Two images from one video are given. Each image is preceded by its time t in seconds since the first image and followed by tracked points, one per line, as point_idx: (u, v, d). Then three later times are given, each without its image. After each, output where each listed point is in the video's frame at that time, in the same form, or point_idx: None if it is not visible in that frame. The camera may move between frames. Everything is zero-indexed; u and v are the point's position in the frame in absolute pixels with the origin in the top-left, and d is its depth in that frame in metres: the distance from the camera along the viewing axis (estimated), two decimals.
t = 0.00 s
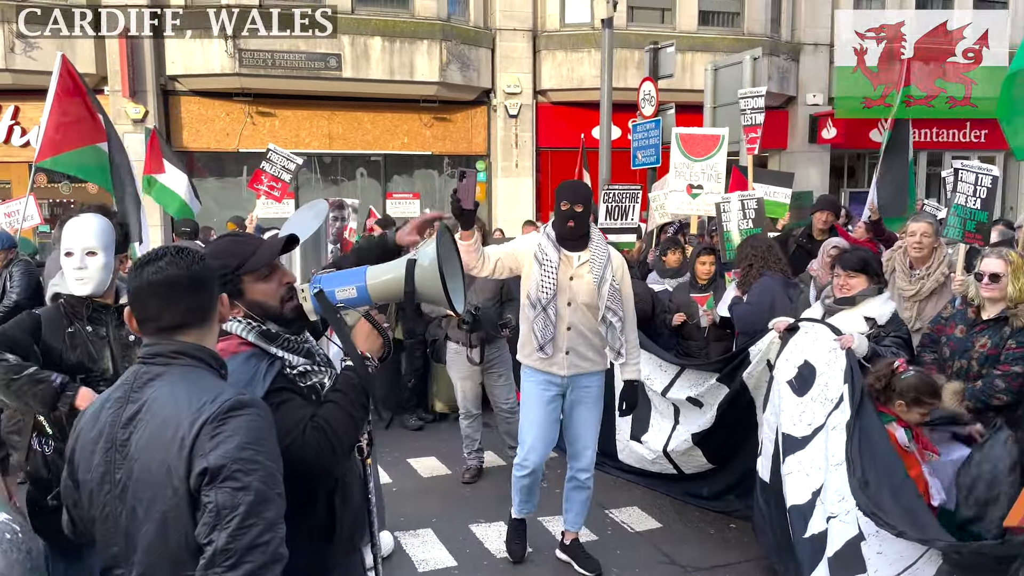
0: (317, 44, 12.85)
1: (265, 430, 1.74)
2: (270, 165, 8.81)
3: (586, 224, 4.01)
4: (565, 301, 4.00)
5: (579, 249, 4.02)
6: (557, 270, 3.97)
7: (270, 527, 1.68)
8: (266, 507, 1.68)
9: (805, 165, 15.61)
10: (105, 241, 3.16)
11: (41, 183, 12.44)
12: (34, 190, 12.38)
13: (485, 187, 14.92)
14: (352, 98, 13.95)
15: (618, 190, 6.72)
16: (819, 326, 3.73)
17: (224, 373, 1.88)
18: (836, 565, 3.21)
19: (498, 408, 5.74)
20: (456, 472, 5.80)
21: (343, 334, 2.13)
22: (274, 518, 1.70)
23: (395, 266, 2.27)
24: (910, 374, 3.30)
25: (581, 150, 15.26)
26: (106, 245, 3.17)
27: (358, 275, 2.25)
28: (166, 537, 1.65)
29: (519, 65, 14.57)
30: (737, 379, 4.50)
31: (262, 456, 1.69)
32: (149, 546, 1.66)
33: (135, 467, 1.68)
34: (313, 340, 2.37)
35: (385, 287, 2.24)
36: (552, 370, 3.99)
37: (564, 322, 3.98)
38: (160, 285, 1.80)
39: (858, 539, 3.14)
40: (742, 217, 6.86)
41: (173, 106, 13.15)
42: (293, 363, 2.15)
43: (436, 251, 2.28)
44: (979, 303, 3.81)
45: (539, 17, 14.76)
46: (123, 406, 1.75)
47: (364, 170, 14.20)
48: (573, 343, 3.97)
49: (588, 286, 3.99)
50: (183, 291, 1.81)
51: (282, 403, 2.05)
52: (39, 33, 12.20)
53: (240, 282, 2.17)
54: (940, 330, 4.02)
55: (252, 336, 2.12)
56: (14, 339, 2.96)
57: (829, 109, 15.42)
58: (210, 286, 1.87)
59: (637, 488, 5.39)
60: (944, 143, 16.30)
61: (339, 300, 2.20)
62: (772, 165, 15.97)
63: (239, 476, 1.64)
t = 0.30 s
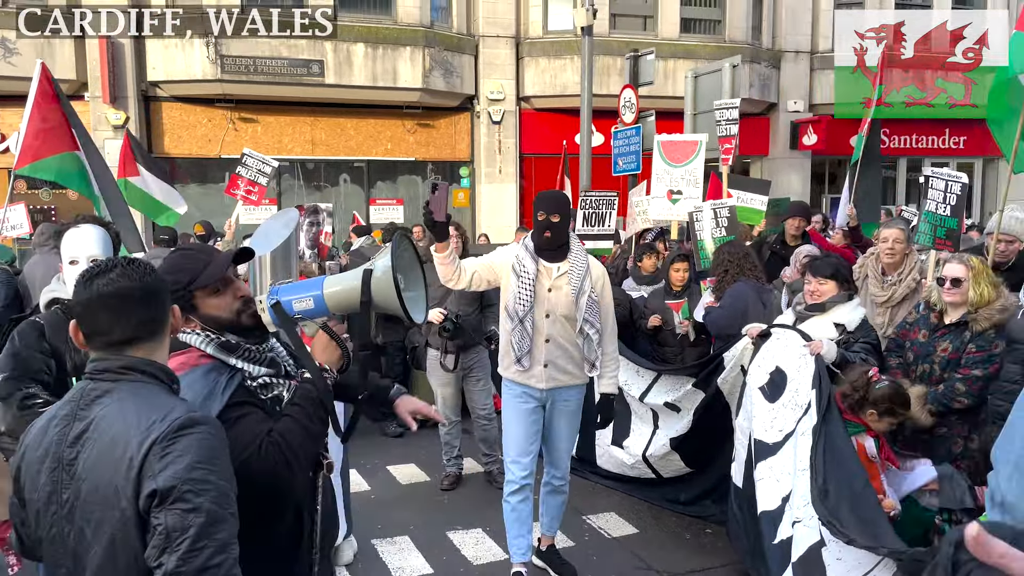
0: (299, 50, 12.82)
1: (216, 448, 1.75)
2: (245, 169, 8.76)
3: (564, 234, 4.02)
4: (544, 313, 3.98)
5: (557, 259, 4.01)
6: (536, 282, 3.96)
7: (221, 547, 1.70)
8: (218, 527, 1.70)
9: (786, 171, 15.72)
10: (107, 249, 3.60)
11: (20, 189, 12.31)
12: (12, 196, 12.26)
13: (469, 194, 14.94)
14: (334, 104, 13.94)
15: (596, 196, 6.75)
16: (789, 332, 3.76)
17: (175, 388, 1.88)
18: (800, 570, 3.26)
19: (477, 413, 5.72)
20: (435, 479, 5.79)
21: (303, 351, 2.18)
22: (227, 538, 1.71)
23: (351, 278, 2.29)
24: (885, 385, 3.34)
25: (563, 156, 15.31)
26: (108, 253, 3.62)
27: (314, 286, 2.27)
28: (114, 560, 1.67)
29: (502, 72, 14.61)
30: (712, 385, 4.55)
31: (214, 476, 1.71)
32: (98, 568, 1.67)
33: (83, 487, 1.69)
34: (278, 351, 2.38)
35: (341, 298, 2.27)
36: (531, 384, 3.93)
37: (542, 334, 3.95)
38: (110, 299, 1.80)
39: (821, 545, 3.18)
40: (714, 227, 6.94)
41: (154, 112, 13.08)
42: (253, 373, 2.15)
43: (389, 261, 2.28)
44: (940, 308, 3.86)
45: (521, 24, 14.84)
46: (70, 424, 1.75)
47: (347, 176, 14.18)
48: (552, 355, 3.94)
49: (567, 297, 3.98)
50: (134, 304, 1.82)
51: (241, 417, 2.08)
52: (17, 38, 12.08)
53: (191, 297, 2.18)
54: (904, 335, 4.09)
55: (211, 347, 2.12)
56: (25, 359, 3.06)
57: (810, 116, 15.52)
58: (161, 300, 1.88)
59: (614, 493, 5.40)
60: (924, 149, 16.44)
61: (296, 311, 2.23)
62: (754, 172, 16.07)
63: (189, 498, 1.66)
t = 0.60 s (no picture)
0: (281, 56, 12.77)
1: (190, 464, 1.74)
2: (222, 173, 8.69)
3: (531, 241, 4.02)
4: (518, 323, 3.97)
5: (528, 267, 4.00)
6: (509, 290, 3.95)
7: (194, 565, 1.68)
8: (192, 544, 1.69)
9: (768, 176, 15.82)
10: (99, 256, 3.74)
11: None
12: None
13: (452, 199, 14.93)
14: (316, 110, 13.89)
15: (576, 202, 6.75)
16: (765, 339, 3.78)
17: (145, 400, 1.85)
18: None
19: (458, 420, 5.67)
20: (415, 486, 5.76)
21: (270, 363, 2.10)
22: (200, 555, 1.70)
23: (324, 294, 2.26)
24: (849, 382, 3.34)
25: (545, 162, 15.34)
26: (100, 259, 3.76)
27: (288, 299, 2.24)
28: None
29: (484, 77, 14.61)
30: (690, 391, 4.55)
31: (187, 492, 1.70)
32: None
33: (50, 504, 1.66)
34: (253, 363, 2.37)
35: (313, 313, 2.24)
36: (508, 398, 3.89)
37: (517, 344, 3.94)
38: (82, 310, 1.77)
39: (792, 552, 3.19)
40: (693, 232, 6.94)
41: (134, 117, 12.97)
42: (227, 383, 2.14)
43: (362, 277, 2.24)
44: (911, 314, 3.93)
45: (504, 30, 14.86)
46: (35, 439, 1.72)
47: (329, 181, 14.12)
48: (528, 365, 3.92)
49: (541, 305, 3.98)
50: (106, 316, 1.79)
51: (211, 428, 2.06)
52: None
53: (168, 305, 2.16)
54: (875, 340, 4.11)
55: (186, 356, 2.11)
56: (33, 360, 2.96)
57: (790, 123, 15.62)
58: (133, 311, 1.85)
59: (595, 499, 5.40)
60: (903, 155, 16.61)
61: (268, 323, 2.20)
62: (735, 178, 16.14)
63: (163, 515, 1.64)
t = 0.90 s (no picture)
0: (258, 60, 12.71)
1: (173, 467, 1.73)
2: (199, 178, 8.61)
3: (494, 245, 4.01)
4: (483, 328, 3.97)
5: (495, 270, 4.00)
6: (471, 295, 3.96)
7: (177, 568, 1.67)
8: (175, 548, 1.68)
9: (746, 181, 15.95)
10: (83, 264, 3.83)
11: None
12: None
13: (431, 204, 14.94)
14: (295, 114, 13.83)
15: (555, 207, 6.76)
16: (739, 343, 3.81)
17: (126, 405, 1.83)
18: None
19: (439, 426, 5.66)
20: (394, 492, 5.73)
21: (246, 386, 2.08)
22: (182, 558, 1.69)
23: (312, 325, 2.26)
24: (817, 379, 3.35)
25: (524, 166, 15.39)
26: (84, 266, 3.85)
27: (274, 325, 2.25)
28: None
29: (464, 82, 14.63)
30: (667, 395, 4.58)
31: (170, 495, 1.68)
32: None
33: (31, 508, 1.64)
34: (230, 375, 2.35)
35: (298, 342, 2.24)
36: (472, 405, 3.92)
37: (479, 350, 3.95)
38: (68, 315, 1.75)
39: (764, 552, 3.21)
40: (672, 235, 6.99)
41: (109, 121, 12.84)
42: (202, 397, 2.11)
43: (355, 312, 2.24)
44: (880, 317, 3.98)
45: (483, 35, 14.91)
46: (15, 442, 1.70)
47: (307, 186, 14.06)
48: (492, 370, 3.92)
49: (505, 309, 3.98)
50: (91, 320, 1.77)
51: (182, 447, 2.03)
52: None
53: (150, 315, 2.14)
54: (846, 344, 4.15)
55: (162, 367, 2.08)
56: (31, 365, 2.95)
57: (767, 128, 15.76)
58: (117, 315, 1.83)
59: (574, 503, 5.41)
60: (878, 160, 16.81)
61: (250, 345, 2.19)
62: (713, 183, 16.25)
63: (147, 517, 1.63)
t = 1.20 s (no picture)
0: (229, 63, 12.62)
1: (158, 470, 1.72)
2: (168, 182, 8.53)
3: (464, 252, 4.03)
4: (447, 337, 3.98)
5: (457, 278, 4.01)
6: (434, 305, 3.97)
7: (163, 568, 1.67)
8: (161, 547, 1.67)
9: (717, 185, 16.13)
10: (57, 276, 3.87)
11: None
12: None
13: (405, 208, 14.93)
14: (267, 117, 13.75)
15: (528, 211, 6.80)
16: (709, 347, 3.86)
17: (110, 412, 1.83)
18: None
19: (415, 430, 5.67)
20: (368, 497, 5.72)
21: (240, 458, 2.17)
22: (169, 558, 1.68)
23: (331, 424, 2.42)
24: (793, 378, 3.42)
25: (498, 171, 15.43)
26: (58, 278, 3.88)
27: (292, 406, 2.40)
28: None
29: (437, 86, 14.65)
30: (638, 399, 4.62)
31: (154, 497, 1.68)
32: None
33: (15, 510, 1.64)
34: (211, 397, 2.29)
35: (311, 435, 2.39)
36: (440, 415, 3.94)
37: (443, 360, 3.96)
38: (49, 321, 1.75)
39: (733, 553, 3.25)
40: (648, 238, 7.07)
41: (76, 124, 12.68)
42: (169, 424, 2.04)
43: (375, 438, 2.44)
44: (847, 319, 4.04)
45: (456, 40, 14.95)
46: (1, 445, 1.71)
47: (279, 190, 13.97)
48: (455, 379, 3.93)
49: (467, 318, 3.98)
50: (73, 326, 1.77)
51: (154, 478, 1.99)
52: None
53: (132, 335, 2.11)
54: (814, 346, 4.23)
55: (132, 392, 2.04)
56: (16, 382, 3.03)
57: (737, 133, 15.96)
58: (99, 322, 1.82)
59: (548, 506, 5.44)
60: (846, 165, 17.07)
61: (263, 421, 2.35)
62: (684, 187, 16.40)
63: (132, 517, 1.63)
